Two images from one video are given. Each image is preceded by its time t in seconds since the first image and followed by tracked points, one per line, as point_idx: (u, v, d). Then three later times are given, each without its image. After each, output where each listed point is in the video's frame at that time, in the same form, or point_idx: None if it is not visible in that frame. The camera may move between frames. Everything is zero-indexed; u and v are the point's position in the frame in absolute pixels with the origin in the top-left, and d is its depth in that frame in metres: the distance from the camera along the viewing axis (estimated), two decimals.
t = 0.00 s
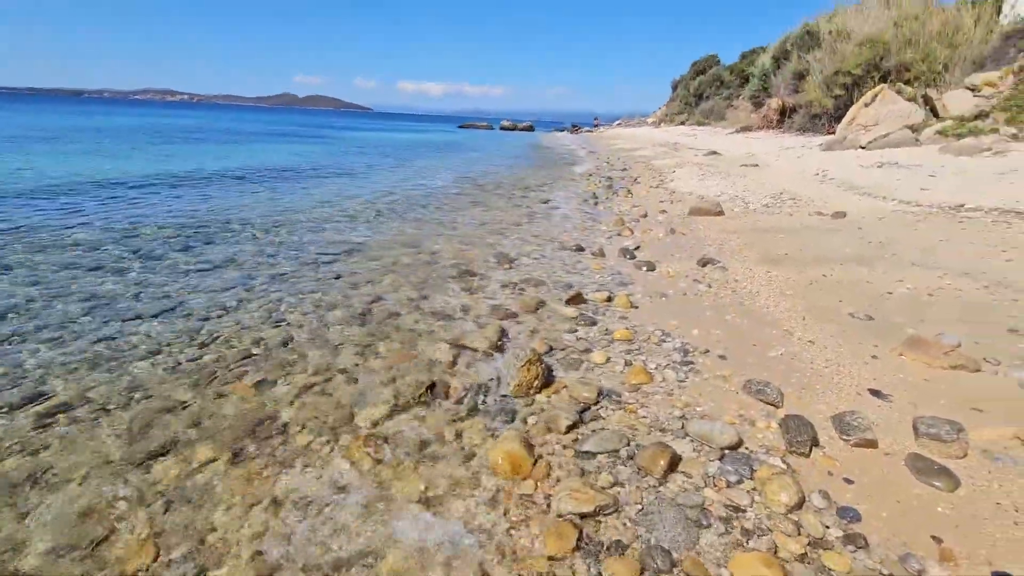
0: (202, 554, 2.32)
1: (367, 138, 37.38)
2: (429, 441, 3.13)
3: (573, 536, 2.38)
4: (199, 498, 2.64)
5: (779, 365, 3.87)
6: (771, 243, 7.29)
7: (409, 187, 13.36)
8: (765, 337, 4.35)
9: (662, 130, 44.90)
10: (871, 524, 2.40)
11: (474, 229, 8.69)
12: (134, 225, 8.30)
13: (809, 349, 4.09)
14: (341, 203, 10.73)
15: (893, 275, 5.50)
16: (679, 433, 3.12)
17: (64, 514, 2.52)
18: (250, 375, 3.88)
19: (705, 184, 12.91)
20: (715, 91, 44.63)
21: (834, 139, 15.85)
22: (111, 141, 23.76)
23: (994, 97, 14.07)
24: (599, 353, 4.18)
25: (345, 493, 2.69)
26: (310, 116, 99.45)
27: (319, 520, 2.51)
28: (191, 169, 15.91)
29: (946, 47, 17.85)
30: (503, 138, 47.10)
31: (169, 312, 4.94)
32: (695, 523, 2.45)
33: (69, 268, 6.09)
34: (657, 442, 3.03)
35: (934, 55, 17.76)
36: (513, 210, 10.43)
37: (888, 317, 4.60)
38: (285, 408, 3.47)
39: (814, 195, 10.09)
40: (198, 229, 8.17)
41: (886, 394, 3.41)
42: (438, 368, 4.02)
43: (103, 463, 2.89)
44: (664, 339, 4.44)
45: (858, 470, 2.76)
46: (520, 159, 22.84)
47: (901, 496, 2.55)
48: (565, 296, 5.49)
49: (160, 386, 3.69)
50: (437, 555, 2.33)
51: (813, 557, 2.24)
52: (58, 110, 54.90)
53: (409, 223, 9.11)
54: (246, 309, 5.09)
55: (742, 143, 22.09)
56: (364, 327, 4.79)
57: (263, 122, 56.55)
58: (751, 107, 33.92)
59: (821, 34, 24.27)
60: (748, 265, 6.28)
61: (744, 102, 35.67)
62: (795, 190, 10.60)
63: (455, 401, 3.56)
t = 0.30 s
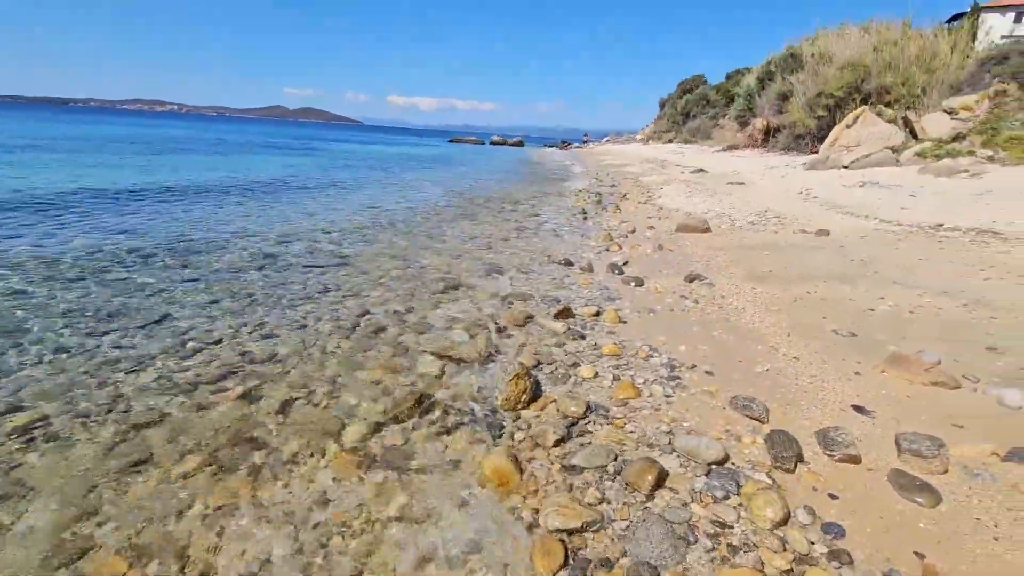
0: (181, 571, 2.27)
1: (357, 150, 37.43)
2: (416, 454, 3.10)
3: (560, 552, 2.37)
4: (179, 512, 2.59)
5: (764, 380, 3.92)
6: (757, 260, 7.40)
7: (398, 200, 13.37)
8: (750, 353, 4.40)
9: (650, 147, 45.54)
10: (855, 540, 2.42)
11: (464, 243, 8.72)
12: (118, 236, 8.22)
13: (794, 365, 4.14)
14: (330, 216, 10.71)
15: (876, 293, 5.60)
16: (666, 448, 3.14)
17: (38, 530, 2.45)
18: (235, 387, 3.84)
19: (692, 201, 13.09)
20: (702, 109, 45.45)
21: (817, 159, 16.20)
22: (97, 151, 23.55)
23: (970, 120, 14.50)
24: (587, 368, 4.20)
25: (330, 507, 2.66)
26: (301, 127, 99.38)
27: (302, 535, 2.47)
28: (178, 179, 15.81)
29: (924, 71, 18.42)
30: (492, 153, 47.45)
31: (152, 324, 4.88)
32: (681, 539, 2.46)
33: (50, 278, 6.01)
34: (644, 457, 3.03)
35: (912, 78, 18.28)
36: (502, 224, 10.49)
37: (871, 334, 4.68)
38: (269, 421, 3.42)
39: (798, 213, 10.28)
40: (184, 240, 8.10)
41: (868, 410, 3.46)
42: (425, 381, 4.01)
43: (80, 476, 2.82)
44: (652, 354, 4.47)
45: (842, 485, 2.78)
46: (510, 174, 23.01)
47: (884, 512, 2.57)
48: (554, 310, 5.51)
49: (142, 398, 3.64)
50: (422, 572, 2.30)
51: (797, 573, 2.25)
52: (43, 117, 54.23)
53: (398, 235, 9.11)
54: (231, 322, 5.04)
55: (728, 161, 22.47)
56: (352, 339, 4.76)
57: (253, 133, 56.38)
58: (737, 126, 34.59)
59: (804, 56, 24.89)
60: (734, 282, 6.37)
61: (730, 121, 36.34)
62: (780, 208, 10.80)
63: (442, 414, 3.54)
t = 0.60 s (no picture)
0: None
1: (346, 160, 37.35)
2: (403, 465, 3.08)
3: (547, 565, 2.36)
4: (160, 525, 2.54)
5: (750, 391, 3.95)
6: (743, 271, 7.48)
7: (388, 210, 13.37)
8: (737, 364, 4.44)
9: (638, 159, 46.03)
10: (840, 551, 2.43)
11: (453, 253, 8.73)
12: (103, 245, 8.13)
13: (780, 376, 4.18)
14: (319, 225, 10.68)
15: (859, 305, 5.69)
16: (654, 459, 3.14)
17: (14, 544, 2.40)
18: (220, 398, 3.78)
19: (680, 213, 13.22)
20: (690, 122, 46.07)
21: (802, 172, 16.48)
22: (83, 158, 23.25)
23: (950, 136, 14.85)
24: (576, 378, 4.20)
25: (315, 519, 2.62)
26: (290, 136, 99.20)
27: (285, 548, 2.43)
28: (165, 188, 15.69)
29: (905, 88, 19.06)
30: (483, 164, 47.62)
31: (136, 334, 4.82)
32: (668, 551, 2.46)
33: (32, 287, 5.91)
34: (632, 469, 3.03)
35: (894, 95, 18.86)
36: (492, 234, 10.51)
37: (855, 344, 4.74)
38: (255, 432, 3.38)
39: (784, 225, 10.44)
40: (170, 249, 8.03)
41: (852, 420, 3.49)
42: (413, 391, 3.98)
43: (58, 490, 2.76)
44: (640, 364, 4.49)
45: (828, 496, 2.80)
46: (499, 184, 23.13)
47: (869, 522, 2.59)
48: (543, 320, 5.53)
49: (124, 410, 3.58)
50: None
51: None
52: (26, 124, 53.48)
53: (388, 245, 9.10)
54: (217, 331, 4.98)
55: (715, 174, 22.76)
56: (340, 349, 4.73)
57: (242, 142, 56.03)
58: (724, 139, 35.09)
59: (789, 71, 25.38)
60: (721, 293, 6.43)
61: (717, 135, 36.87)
62: (766, 220, 10.96)
63: (430, 424, 3.52)
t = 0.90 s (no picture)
0: None
1: (339, 166, 37.27)
2: (393, 472, 3.06)
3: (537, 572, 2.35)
4: (146, 535, 2.51)
5: (740, 397, 3.97)
6: (734, 278, 7.54)
7: (380, 216, 13.36)
8: (727, 370, 4.46)
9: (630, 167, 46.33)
10: (829, 556, 2.44)
11: (445, 260, 8.72)
12: (90, 251, 8.05)
13: (769, 382, 4.20)
14: (310, 231, 10.65)
15: (848, 311, 5.74)
16: (645, 465, 3.15)
17: None
18: (208, 407, 3.74)
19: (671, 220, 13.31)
20: (680, 131, 46.49)
21: (791, 181, 16.67)
22: (72, 163, 23.07)
23: (935, 147, 15.09)
24: (568, 385, 4.20)
25: (303, 527, 2.59)
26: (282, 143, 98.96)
27: (274, 556, 2.40)
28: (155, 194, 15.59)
29: (891, 99, 19.41)
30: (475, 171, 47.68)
31: (124, 342, 4.77)
32: (659, 557, 2.45)
33: (18, 293, 5.85)
34: (623, 475, 3.03)
35: (881, 106, 19.18)
36: (484, 241, 10.51)
37: (844, 351, 4.78)
38: (243, 440, 3.34)
39: (773, 233, 10.54)
40: (159, 255, 7.97)
41: (841, 426, 3.52)
42: (404, 398, 3.97)
43: (40, 500, 2.71)
44: (631, 371, 4.51)
45: (817, 502, 2.81)
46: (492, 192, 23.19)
47: (857, 528, 2.61)
48: (535, 327, 5.53)
49: (110, 418, 3.53)
50: None
51: None
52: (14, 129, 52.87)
53: (380, 252, 9.09)
54: (206, 339, 4.94)
55: (706, 182, 22.96)
56: (331, 356, 4.71)
57: (234, 148, 55.79)
58: (714, 148, 35.44)
59: (778, 82, 25.72)
60: (712, 300, 6.47)
61: (708, 144, 37.23)
62: (756, 228, 11.07)
63: (421, 431, 3.51)
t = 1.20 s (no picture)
0: None
1: (337, 171, 37.29)
2: (392, 476, 3.05)
3: None
4: (141, 542, 2.48)
5: (738, 401, 3.98)
6: (731, 282, 7.56)
7: (378, 221, 13.37)
8: (725, 374, 4.47)
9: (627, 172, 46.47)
10: (826, 559, 2.45)
11: (443, 264, 8.74)
12: (87, 255, 8.03)
13: (767, 386, 4.21)
14: (308, 236, 10.65)
15: (845, 316, 5.76)
16: (644, 469, 3.15)
17: None
18: (205, 412, 3.72)
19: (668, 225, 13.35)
20: (678, 136, 46.68)
21: (788, 186, 16.74)
22: (70, 168, 23.05)
23: (931, 152, 15.19)
24: (565, 389, 4.21)
25: (301, 533, 2.57)
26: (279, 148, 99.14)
27: (271, 562, 2.39)
28: (152, 198, 15.57)
29: (887, 104, 19.54)
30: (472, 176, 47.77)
31: (120, 347, 4.74)
32: (658, 561, 2.45)
33: (14, 298, 5.82)
34: (621, 479, 3.03)
35: (877, 111, 19.30)
36: (482, 246, 10.53)
37: (841, 355, 4.80)
38: (240, 447, 3.32)
39: (770, 238, 10.58)
40: (156, 260, 7.94)
41: (838, 430, 3.52)
42: (402, 403, 3.96)
43: (34, 507, 2.68)
44: (629, 375, 4.51)
45: (814, 506, 2.82)
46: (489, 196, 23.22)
47: (855, 532, 2.61)
48: (533, 331, 5.54)
49: (106, 424, 3.50)
50: None
51: None
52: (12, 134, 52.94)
53: (378, 256, 9.09)
54: (202, 344, 4.91)
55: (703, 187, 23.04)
56: (328, 361, 4.70)
57: (233, 153, 55.83)
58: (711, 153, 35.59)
59: (774, 87, 25.88)
60: (709, 305, 6.49)
61: (705, 149, 37.39)
62: (753, 233, 11.10)
63: (418, 435, 3.50)
